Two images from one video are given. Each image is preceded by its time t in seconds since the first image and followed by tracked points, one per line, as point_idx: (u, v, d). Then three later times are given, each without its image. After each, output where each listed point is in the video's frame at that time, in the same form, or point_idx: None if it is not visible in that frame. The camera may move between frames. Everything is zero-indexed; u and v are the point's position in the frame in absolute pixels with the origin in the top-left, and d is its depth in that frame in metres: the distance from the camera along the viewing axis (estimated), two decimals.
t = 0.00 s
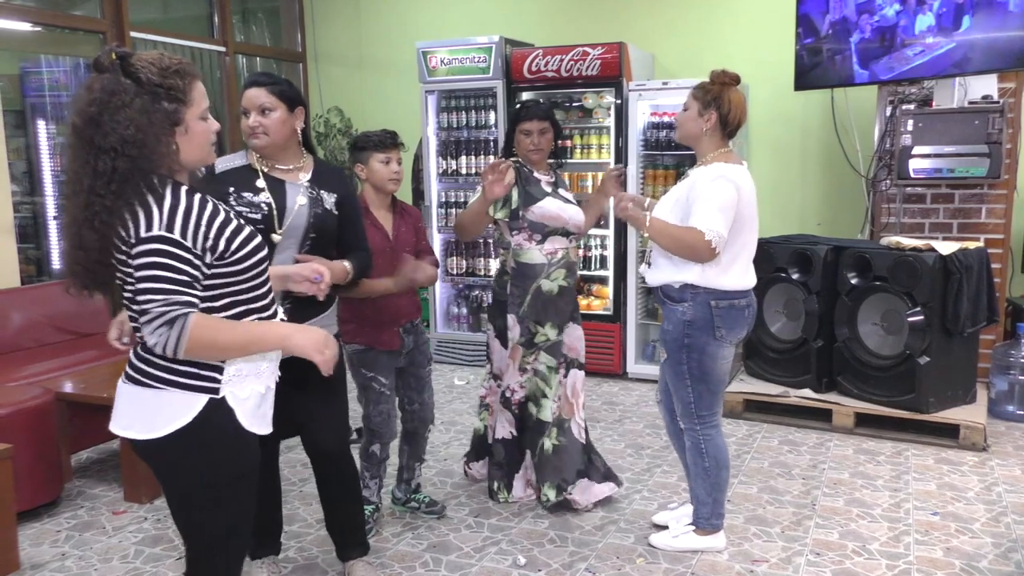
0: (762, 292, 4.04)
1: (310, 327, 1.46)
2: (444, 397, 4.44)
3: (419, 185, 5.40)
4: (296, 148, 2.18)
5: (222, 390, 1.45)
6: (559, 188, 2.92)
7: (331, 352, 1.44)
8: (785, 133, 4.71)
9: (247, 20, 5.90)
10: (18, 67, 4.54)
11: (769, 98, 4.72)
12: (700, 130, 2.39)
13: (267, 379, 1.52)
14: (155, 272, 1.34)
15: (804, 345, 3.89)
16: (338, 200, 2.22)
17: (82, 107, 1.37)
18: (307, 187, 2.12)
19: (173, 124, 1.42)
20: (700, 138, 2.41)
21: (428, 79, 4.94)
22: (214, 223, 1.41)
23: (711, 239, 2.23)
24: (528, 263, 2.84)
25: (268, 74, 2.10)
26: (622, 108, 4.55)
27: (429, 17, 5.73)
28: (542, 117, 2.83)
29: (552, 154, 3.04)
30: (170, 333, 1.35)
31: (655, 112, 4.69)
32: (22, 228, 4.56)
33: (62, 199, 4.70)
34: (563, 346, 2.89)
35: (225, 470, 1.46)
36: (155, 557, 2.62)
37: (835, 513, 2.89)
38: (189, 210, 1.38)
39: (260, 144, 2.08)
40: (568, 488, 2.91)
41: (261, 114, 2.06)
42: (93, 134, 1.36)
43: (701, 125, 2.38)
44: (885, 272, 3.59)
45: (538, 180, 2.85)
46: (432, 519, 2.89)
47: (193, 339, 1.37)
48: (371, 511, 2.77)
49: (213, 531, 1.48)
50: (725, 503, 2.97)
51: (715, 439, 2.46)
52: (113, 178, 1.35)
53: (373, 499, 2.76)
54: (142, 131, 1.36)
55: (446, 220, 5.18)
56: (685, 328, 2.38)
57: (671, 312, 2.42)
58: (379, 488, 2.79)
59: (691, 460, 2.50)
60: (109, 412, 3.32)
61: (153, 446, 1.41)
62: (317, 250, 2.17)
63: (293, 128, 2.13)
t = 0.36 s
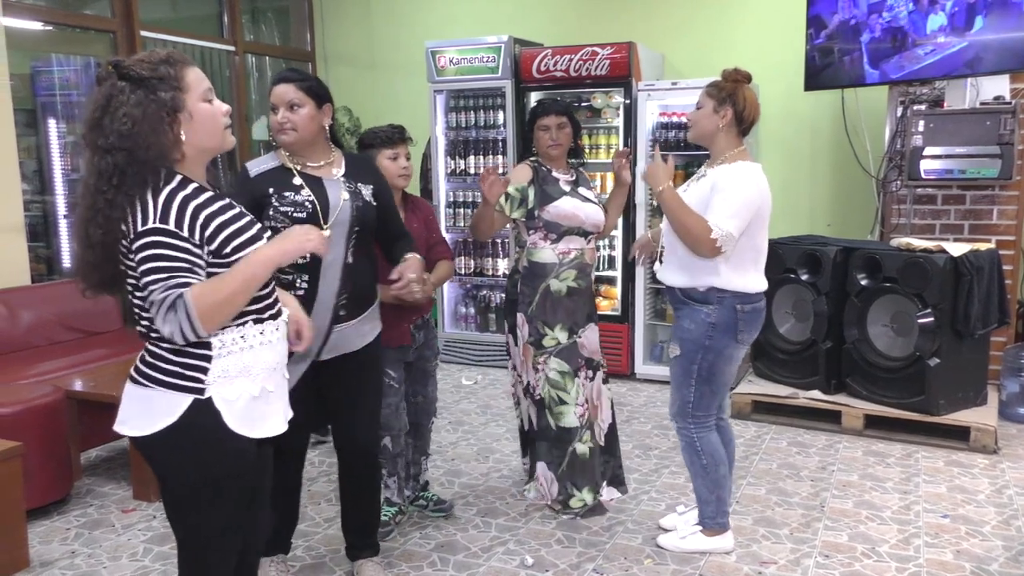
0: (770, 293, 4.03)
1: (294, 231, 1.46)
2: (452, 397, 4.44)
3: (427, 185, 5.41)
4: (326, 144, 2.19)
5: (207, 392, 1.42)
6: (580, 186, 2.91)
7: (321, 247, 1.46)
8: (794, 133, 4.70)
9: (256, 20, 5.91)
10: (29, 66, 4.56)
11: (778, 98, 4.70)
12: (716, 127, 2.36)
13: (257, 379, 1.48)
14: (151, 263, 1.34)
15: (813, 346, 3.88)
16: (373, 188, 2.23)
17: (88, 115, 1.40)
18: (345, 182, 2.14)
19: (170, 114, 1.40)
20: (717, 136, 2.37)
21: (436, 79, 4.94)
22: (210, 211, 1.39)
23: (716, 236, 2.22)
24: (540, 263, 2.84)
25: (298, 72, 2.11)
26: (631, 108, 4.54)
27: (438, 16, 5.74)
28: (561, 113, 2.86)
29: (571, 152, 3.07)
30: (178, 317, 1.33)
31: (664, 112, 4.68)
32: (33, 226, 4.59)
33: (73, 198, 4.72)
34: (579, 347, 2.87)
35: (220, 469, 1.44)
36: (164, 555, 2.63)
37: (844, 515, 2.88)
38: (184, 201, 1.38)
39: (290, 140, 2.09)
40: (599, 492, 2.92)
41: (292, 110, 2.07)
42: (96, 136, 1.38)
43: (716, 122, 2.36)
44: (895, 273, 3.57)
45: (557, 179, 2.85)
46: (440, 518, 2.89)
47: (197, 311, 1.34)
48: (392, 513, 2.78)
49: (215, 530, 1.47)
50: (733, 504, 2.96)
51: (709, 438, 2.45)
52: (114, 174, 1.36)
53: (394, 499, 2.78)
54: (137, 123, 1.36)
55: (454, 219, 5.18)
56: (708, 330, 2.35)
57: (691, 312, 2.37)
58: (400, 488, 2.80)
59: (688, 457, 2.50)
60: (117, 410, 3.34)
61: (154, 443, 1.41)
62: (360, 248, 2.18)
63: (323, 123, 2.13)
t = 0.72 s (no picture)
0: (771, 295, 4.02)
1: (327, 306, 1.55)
2: (454, 397, 4.44)
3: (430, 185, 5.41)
4: (346, 147, 2.19)
5: (181, 400, 1.39)
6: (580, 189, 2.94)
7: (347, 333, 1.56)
8: (796, 134, 4.69)
9: (260, 19, 5.91)
10: (33, 65, 4.57)
11: (781, 98, 4.70)
12: (738, 132, 2.36)
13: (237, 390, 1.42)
14: (194, 269, 1.33)
15: (816, 348, 3.87)
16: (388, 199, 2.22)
17: (102, 123, 1.40)
18: (356, 188, 2.14)
19: (181, 121, 1.41)
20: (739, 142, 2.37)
21: (439, 79, 4.94)
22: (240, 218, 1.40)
23: (780, 243, 2.24)
24: (532, 262, 2.89)
25: (321, 74, 2.11)
26: (634, 108, 4.53)
27: (441, 16, 5.73)
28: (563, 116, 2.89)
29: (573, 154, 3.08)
30: (230, 329, 1.35)
31: (668, 113, 4.67)
32: (36, 225, 4.59)
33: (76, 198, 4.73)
34: (568, 343, 2.93)
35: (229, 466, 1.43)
36: (166, 555, 2.63)
37: (847, 516, 2.87)
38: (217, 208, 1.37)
39: (310, 143, 2.09)
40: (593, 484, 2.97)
41: (311, 114, 2.07)
42: (108, 142, 1.38)
43: (738, 127, 2.35)
44: (899, 274, 3.57)
45: (554, 181, 2.88)
46: (442, 519, 2.89)
47: (251, 330, 1.38)
48: (396, 514, 2.79)
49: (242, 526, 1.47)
50: (736, 505, 2.95)
51: (749, 439, 2.42)
52: (128, 180, 1.36)
53: (397, 501, 2.79)
54: (149, 130, 1.36)
55: (457, 220, 5.18)
56: (743, 334, 2.33)
57: (720, 320, 2.34)
58: (402, 491, 2.82)
59: (734, 467, 2.43)
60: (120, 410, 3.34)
61: (163, 443, 1.42)
62: (366, 259, 2.17)
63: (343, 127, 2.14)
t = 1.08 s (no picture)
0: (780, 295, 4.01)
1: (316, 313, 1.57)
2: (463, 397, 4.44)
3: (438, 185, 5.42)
4: (361, 150, 2.20)
5: (215, 408, 1.39)
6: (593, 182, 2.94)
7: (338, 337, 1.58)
8: (805, 133, 4.68)
9: (269, 21, 5.93)
10: (43, 68, 4.60)
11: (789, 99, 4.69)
12: (774, 130, 2.33)
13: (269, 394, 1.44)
14: (198, 273, 1.32)
15: (825, 349, 3.87)
16: (408, 199, 2.25)
17: (110, 125, 1.41)
18: (377, 190, 2.14)
19: (188, 129, 1.41)
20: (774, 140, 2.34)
21: (448, 80, 4.94)
22: (247, 218, 1.40)
23: (830, 247, 2.26)
24: (545, 260, 2.92)
25: (334, 76, 2.11)
26: (642, 109, 4.53)
27: (449, 17, 5.74)
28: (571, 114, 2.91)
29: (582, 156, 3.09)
30: (245, 327, 1.34)
31: (676, 113, 4.67)
32: (47, 227, 4.62)
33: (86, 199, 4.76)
34: (575, 341, 2.96)
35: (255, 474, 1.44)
36: (176, 554, 2.64)
37: (858, 518, 2.86)
38: (220, 207, 1.37)
39: (324, 147, 2.10)
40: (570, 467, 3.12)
41: (326, 117, 2.07)
42: (116, 146, 1.39)
43: (774, 125, 2.33)
44: (909, 275, 3.55)
45: (561, 178, 2.91)
46: (451, 519, 2.90)
47: (262, 333, 1.38)
48: (404, 514, 2.79)
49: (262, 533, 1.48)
50: (745, 507, 2.94)
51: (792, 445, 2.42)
52: (132, 185, 1.37)
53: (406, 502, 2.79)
54: (155, 138, 1.37)
55: (465, 220, 5.19)
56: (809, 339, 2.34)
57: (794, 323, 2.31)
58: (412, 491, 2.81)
59: (778, 472, 2.40)
60: (130, 410, 3.35)
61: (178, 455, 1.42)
62: (392, 259, 2.18)
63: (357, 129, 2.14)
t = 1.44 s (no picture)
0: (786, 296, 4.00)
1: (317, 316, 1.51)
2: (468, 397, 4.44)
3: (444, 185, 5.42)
4: (368, 151, 2.20)
5: (219, 397, 1.39)
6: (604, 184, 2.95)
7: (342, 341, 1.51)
8: (811, 134, 4.67)
9: (275, 22, 5.95)
10: (51, 68, 4.62)
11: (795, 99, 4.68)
12: (795, 134, 2.33)
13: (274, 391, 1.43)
14: (179, 264, 1.32)
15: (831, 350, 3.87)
16: (412, 198, 2.24)
17: (111, 121, 1.41)
18: (383, 190, 2.15)
19: (190, 124, 1.41)
20: (786, 151, 2.33)
21: (453, 80, 4.94)
22: (248, 219, 1.39)
23: (866, 243, 2.23)
24: (562, 267, 2.96)
25: (344, 75, 2.11)
26: (648, 109, 4.52)
27: (455, 17, 5.74)
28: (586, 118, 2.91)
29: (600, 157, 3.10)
30: (202, 326, 1.31)
31: (682, 113, 4.66)
32: (54, 227, 4.63)
33: (93, 199, 4.77)
34: (603, 343, 2.98)
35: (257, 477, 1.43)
36: (182, 553, 2.64)
37: (863, 519, 2.85)
38: (219, 205, 1.37)
39: (333, 145, 2.09)
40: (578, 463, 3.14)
41: (335, 116, 2.08)
42: (118, 144, 1.39)
43: (796, 126, 2.33)
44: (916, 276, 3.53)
45: (575, 183, 2.92)
46: (456, 519, 2.90)
47: (226, 333, 1.34)
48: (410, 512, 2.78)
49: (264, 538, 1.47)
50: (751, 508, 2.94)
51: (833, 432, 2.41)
52: (134, 182, 1.36)
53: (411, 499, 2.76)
54: (156, 134, 1.37)
55: (471, 220, 5.19)
56: (842, 332, 2.29)
57: (821, 323, 2.27)
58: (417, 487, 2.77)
59: (822, 463, 2.39)
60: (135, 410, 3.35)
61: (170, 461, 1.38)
62: (398, 255, 2.20)
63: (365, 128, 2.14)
